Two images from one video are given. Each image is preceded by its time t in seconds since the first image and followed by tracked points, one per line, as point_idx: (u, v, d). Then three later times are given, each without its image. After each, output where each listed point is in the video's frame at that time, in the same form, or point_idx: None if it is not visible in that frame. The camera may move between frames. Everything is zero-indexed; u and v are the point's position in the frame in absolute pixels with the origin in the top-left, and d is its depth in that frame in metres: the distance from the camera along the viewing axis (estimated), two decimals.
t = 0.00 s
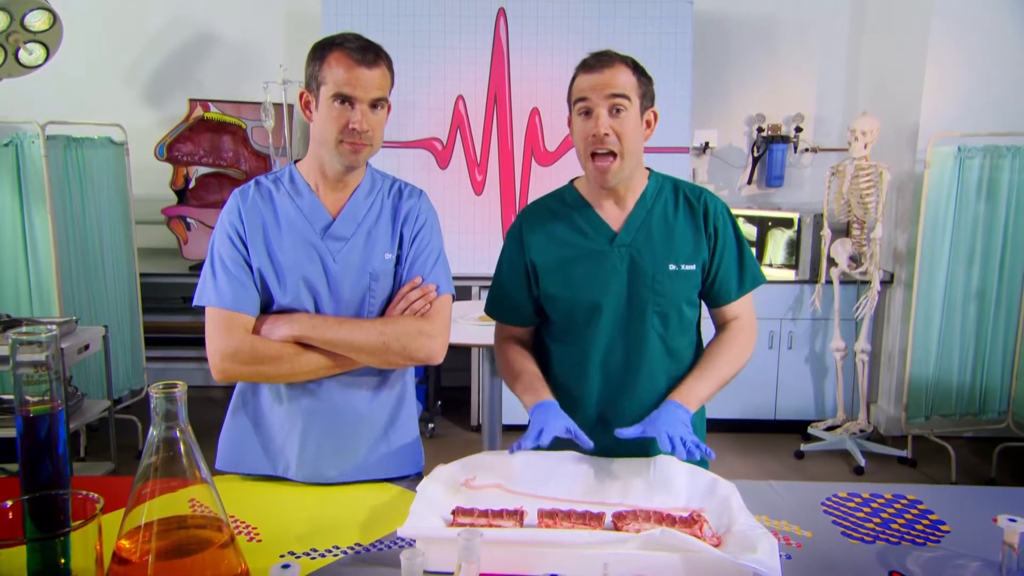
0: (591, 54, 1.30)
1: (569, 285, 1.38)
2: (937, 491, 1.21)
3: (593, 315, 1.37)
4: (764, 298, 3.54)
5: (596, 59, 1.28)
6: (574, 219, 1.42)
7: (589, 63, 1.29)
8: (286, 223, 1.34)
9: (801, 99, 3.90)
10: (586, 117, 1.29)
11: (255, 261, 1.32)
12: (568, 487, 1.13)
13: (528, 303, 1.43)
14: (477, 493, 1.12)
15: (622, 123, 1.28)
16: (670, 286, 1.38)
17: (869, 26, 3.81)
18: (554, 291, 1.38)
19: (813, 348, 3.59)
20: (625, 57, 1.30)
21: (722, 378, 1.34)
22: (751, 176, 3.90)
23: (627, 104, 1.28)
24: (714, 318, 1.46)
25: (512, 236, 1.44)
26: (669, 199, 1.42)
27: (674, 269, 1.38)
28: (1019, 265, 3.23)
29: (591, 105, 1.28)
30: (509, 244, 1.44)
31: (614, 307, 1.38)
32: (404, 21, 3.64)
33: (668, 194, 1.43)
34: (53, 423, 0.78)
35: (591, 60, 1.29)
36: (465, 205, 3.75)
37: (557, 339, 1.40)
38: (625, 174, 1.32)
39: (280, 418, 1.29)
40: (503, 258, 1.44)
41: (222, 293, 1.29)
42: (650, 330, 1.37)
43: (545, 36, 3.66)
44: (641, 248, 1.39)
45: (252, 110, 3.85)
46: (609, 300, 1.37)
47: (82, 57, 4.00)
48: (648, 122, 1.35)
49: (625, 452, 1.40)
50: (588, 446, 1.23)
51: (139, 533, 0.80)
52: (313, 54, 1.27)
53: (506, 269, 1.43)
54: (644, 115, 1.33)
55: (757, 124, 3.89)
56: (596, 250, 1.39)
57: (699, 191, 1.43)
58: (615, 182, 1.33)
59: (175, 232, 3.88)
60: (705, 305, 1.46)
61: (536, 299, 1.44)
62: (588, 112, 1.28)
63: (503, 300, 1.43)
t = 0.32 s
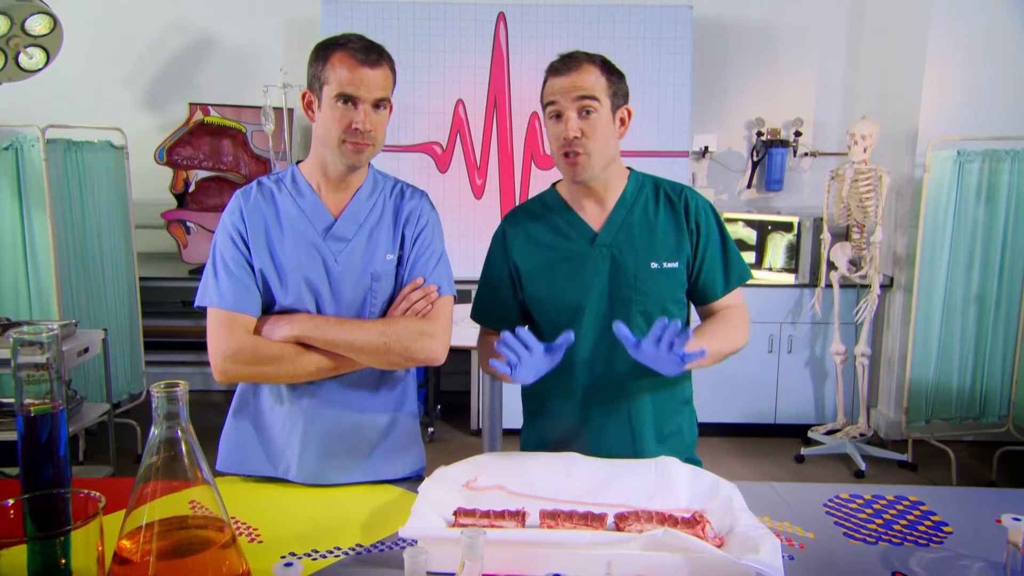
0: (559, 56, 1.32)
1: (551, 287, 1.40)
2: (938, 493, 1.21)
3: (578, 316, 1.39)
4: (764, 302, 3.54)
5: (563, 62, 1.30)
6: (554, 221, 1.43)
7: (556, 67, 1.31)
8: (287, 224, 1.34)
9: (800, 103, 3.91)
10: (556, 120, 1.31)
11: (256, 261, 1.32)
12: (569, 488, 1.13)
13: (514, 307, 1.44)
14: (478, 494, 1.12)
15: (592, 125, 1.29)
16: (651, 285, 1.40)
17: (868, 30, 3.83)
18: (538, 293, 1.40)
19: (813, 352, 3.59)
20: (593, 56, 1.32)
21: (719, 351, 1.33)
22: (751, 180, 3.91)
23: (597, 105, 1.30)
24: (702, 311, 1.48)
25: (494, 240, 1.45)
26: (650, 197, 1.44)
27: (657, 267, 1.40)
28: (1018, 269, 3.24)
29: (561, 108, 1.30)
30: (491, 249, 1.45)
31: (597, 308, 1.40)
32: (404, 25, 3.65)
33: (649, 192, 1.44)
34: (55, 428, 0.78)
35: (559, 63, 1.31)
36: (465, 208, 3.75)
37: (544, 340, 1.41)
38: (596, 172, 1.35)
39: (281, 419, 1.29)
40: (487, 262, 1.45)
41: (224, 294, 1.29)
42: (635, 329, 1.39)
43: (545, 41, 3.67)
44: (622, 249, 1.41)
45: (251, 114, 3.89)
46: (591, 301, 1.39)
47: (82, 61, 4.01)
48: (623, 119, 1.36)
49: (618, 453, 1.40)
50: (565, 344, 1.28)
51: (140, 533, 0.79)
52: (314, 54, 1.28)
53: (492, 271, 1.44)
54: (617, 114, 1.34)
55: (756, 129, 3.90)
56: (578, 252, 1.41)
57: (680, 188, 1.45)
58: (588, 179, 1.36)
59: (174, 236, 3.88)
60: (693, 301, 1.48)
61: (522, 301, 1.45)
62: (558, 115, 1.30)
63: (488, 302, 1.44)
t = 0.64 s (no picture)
0: (540, 67, 1.31)
1: (542, 288, 1.40)
2: (940, 491, 1.21)
3: (569, 316, 1.39)
4: (764, 303, 3.54)
5: (543, 75, 1.29)
6: (544, 222, 1.43)
7: (536, 81, 1.30)
8: (288, 222, 1.34)
9: (799, 105, 3.92)
10: (537, 133, 1.31)
11: (258, 258, 1.32)
12: (571, 486, 1.13)
13: (507, 308, 1.44)
14: (480, 492, 1.11)
15: (573, 139, 1.30)
16: (641, 282, 1.40)
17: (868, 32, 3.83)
18: (530, 295, 1.40)
19: (813, 353, 3.59)
20: (576, 64, 1.31)
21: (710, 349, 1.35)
22: (750, 181, 3.91)
23: (578, 120, 1.29)
24: (695, 309, 1.49)
25: (485, 243, 1.45)
26: (639, 194, 1.44)
27: (648, 266, 1.40)
28: (1018, 270, 3.24)
29: (542, 123, 1.30)
30: (483, 250, 1.45)
31: (588, 308, 1.40)
32: (404, 27, 3.66)
33: (638, 190, 1.44)
34: (58, 430, 0.78)
35: (539, 76, 1.30)
36: (465, 210, 3.75)
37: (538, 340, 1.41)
38: (581, 185, 1.35)
39: (282, 417, 1.28)
40: (479, 262, 1.45)
41: (226, 291, 1.29)
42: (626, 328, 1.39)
43: (546, 42, 3.67)
44: (612, 248, 1.41)
45: (252, 116, 3.88)
46: (582, 301, 1.39)
47: (82, 63, 4.01)
48: (607, 127, 1.36)
49: (613, 451, 1.40)
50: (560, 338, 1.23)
51: (142, 530, 0.79)
52: (316, 52, 1.28)
53: (483, 273, 1.44)
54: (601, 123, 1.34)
55: (756, 130, 3.91)
56: (569, 252, 1.41)
57: (669, 185, 1.45)
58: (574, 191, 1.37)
59: (174, 237, 3.89)
60: (686, 299, 1.49)
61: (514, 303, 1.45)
62: (539, 129, 1.30)
63: (480, 303, 1.44)
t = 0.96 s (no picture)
0: (540, 59, 1.31)
1: (540, 286, 1.40)
2: (941, 489, 1.20)
3: (568, 315, 1.39)
4: (764, 304, 3.53)
5: (543, 67, 1.30)
6: (544, 220, 1.43)
7: (536, 72, 1.30)
8: (288, 218, 1.34)
9: (798, 107, 3.92)
10: (537, 124, 1.31)
11: (259, 255, 1.32)
12: (572, 483, 1.12)
13: (507, 306, 1.45)
14: (480, 489, 1.11)
15: (573, 131, 1.29)
16: (642, 281, 1.40)
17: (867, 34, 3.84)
18: (528, 293, 1.40)
19: (812, 354, 3.59)
20: (576, 58, 1.31)
21: (709, 350, 1.35)
22: (750, 183, 3.92)
23: (577, 111, 1.29)
24: (695, 309, 1.49)
25: (485, 240, 1.45)
26: (640, 192, 1.44)
27: (646, 265, 1.40)
28: (1017, 272, 3.25)
29: (542, 114, 1.30)
30: (484, 247, 1.45)
31: (589, 306, 1.39)
32: (404, 28, 3.66)
33: (639, 188, 1.44)
34: (58, 430, 0.76)
35: (539, 68, 1.30)
36: (464, 211, 3.74)
37: (539, 337, 1.41)
38: (582, 178, 1.36)
39: (282, 414, 1.28)
40: (478, 260, 1.46)
41: (226, 287, 1.29)
42: (626, 326, 1.39)
43: (545, 44, 3.68)
44: (613, 247, 1.41)
45: (250, 117, 3.86)
46: (581, 300, 1.39)
47: (81, 64, 4.01)
48: (607, 121, 1.36)
49: (611, 450, 1.40)
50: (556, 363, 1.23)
51: (143, 526, 0.78)
52: (317, 49, 1.28)
53: (482, 271, 1.45)
54: (601, 116, 1.34)
55: (755, 132, 3.91)
56: (569, 249, 1.41)
57: (670, 184, 1.45)
58: (573, 184, 1.36)
59: (173, 239, 3.89)
60: (685, 299, 1.48)
61: (513, 301, 1.45)
62: (539, 119, 1.31)
63: (480, 301, 1.45)
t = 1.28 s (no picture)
0: (552, 53, 1.32)
1: (544, 283, 1.40)
2: (943, 487, 1.20)
3: (571, 313, 1.38)
4: (763, 305, 3.53)
5: (555, 60, 1.30)
6: (550, 216, 1.43)
7: (548, 65, 1.31)
8: (289, 214, 1.34)
9: (797, 109, 3.92)
10: (547, 118, 1.31)
11: (259, 252, 1.32)
12: (573, 482, 1.12)
13: (510, 302, 1.45)
14: (481, 488, 1.10)
15: (582, 124, 1.29)
16: (646, 280, 1.39)
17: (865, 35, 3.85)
18: (532, 289, 1.40)
19: (811, 355, 3.59)
20: (587, 53, 1.32)
21: (713, 351, 1.34)
22: (749, 185, 3.92)
23: (587, 104, 1.29)
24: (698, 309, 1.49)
25: (489, 236, 1.45)
26: (646, 191, 1.44)
27: (651, 263, 1.40)
28: (1016, 273, 3.25)
29: (552, 107, 1.30)
30: (488, 243, 1.45)
31: (592, 304, 1.39)
32: (403, 30, 3.66)
33: (645, 187, 1.44)
34: (58, 430, 0.75)
35: (550, 62, 1.31)
36: (462, 212, 3.74)
37: (541, 335, 1.41)
38: (588, 171, 1.35)
39: (283, 412, 1.28)
40: (482, 257, 1.46)
41: (226, 284, 1.29)
42: (629, 325, 1.38)
43: (544, 45, 3.68)
44: (617, 244, 1.40)
45: (250, 118, 3.84)
46: (584, 297, 1.39)
47: (79, 66, 4.00)
48: (616, 117, 1.36)
49: (612, 448, 1.40)
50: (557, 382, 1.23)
51: (142, 524, 0.78)
52: (320, 46, 1.28)
53: (487, 267, 1.45)
54: (609, 111, 1.34)
55: (754, 133, 3.92)
56: (573, 246, 1.41)
57: (676, 184, 1.45)
58: (579, 179, 1.36)
59: (171, 240, 3.88)
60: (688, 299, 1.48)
61: (516, 297, 1.45)
62: (549, 112, 1.31)
63: (485, 296, 1.45)
